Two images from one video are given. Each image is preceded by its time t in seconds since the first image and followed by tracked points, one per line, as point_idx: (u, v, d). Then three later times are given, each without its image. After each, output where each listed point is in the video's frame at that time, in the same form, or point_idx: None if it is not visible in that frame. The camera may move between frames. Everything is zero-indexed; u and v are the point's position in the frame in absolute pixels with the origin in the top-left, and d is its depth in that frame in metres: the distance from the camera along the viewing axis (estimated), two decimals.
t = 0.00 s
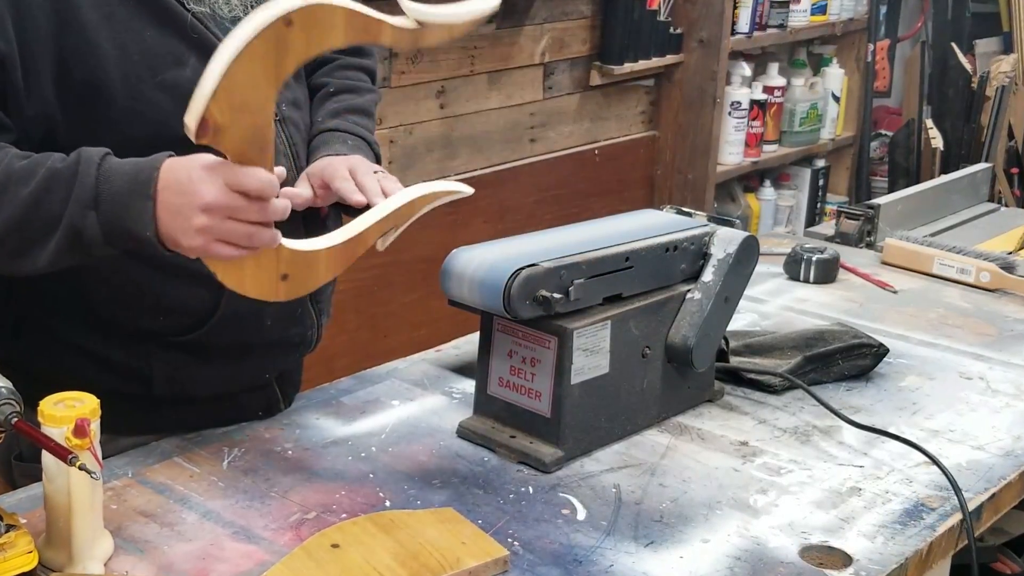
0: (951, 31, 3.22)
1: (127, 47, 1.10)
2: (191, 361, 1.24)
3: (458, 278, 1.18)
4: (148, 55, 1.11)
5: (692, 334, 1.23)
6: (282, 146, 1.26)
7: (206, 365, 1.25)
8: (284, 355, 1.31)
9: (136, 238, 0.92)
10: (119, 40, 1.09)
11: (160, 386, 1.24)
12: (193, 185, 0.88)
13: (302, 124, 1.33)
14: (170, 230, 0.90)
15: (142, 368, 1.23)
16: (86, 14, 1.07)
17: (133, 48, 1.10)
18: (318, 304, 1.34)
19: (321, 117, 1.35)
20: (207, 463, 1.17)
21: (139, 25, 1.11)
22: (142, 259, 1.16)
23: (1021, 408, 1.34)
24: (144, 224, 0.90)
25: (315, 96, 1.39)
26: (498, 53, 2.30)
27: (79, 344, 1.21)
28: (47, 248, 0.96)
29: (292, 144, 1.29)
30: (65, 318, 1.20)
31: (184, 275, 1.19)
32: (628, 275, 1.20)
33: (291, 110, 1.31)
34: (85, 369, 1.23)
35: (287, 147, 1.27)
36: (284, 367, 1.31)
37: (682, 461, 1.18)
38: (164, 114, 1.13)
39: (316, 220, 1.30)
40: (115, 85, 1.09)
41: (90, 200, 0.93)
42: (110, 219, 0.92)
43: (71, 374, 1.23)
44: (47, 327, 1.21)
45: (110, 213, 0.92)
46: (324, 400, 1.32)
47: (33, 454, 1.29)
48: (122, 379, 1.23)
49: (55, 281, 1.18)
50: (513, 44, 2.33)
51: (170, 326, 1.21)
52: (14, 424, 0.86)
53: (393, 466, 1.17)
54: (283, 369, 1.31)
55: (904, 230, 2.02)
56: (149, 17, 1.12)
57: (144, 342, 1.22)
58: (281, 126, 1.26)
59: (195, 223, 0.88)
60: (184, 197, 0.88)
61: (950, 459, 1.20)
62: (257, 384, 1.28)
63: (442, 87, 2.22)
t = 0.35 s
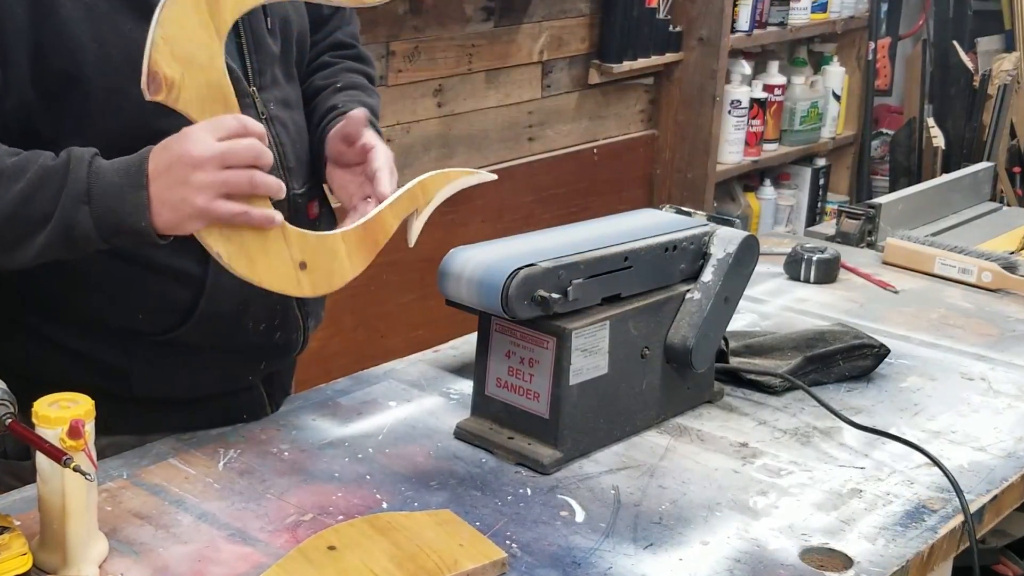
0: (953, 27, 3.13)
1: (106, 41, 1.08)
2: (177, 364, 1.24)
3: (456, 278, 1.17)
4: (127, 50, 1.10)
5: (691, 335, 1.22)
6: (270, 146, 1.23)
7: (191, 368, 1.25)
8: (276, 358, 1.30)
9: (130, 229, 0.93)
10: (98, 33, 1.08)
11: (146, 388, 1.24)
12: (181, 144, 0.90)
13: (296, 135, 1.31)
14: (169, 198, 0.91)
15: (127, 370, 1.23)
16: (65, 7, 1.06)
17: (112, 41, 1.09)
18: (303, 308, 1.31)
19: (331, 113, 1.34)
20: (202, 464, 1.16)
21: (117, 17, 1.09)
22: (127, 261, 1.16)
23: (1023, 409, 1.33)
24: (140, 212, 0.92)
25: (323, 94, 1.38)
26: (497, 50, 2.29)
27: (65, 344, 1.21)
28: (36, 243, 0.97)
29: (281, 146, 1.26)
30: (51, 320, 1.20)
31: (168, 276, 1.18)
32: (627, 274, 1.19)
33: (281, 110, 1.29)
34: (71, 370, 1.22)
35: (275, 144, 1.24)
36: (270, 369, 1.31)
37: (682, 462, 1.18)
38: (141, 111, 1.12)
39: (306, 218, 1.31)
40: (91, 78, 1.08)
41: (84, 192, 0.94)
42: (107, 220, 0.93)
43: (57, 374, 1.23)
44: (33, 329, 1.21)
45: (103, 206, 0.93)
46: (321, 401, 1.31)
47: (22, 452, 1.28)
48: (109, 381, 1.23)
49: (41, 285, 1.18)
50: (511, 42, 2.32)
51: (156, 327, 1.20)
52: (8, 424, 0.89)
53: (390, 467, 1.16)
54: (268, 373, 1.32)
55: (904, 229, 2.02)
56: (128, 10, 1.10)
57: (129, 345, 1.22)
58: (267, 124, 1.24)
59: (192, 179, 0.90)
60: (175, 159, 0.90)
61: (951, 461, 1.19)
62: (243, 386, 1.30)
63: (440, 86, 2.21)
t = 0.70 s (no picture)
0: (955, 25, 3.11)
1: (87, 31, 1.08)
2: (162, 356, 1.24)
3: (453, 279, 1.16)
4: (108, 41, 1.10)
5: (690, 335, 1.21)
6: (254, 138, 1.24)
7: (175, 363, 1.25)
8: (262, 355, 1.31)
9: (129, 201, 0.94)
10: (79, 20, 1.08)
11: (130, 385, 1.24)
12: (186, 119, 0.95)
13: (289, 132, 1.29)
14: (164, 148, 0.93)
15: (112, 366, 1.23)
16: None
17: (93, 29, 1.09)
18: (286, 305, 1.31)
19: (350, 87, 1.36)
20: (198, 466, 1.15)
21: (101, 8, 1.09)
22: (111, 254, 1.17)
23: None
24: (139, 181, 0.94)
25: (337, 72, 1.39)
26: (494, 49, 2.28)
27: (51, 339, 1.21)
28: (30, 224, 0.98)
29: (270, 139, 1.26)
30: (40, 313, 1.21)
31: (148, 269, 1.18)
32: (626, 275, 1.18)
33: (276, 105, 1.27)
34: (58, 365, 1.23)
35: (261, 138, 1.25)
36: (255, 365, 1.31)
37: (681, 464, 1.17)
38: (122, 103, 1.12)
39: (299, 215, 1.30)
40: (71, 66, 1.08)
41: (87, 163, 0.96)
42: (106, 196, 0.95)
43: (45, 367, 1.23)
44: (20, 321, 1.22)
45: (104, 179, 0.95)
46: (318, 402, 1.30)
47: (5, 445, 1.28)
48: (95, 375, 1.23)
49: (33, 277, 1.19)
50: (509, 40, 2.31)
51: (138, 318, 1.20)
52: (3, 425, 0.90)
53: (387, 469, 1.15)
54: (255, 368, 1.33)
55: (906, 228, 2.01)
56: None
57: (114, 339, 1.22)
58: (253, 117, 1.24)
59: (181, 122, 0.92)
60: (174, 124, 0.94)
61: (953, 462, 1.18)
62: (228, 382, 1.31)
63: (438, 84, 2.20)
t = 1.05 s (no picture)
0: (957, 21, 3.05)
1: (110, 8, 1.09)
2: (165, 330, 1.24)
3: (450, 280, 1.15)
4: (130, 18, 1.11)
5: (690, 336, 1.21)
6: (264, 124, 1.23)
7: (180, 337, 1.25)
8: (263, 335, 1.32)
9: (114, 208, 0.96)
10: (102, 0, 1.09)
11: (134, 358, 1.24)
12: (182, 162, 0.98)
13: (299, 121, 1.29)
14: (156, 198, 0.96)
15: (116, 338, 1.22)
16: None
17: (115, 8, 1.10)
18: (291, 286, 1.33)
19: (353, 111, 1.36)
20: (194, 467, 1.14)
21: None
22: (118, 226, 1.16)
23: None
24: (123, 190, 0.96)
25: (345, 87, 1.39)
26: (492, 47, 2.27)
27: (55, 309, 1.20)
28: (24, 207, 1.00)
29: (278, 127, 1.26)
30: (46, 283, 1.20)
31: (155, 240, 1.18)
32: (625, 275, 1.17)
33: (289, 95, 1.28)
34: (61, 334, 1.21)
35: (271, 127, 1.24)
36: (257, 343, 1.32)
37: (681, 465, 1.16)
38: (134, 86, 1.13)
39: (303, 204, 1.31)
40: (90, 43, 1.09)
41: (82, 160, 0.98)
42: (96, 193, 0.97)
43: (48, 337, 1.21)
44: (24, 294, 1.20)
45: (96, 178, 0.97)
46: (314, 403, 1.29)
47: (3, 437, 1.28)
48: (99, 347, 1.22)
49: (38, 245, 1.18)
50: (507, 38, 2.30)
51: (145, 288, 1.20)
52: None
53: (384, 470, 1.14)
54: (257, 348, 1.33)
55: (907, 228, 2.00)
56: None
57: (119, 312, 1.21)
58: (265, 106, 1.24)
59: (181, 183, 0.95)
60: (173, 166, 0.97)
61: (954, 464, 1.17)
62: (231, 359, 1.31)
63: (435, 83, 2.19)
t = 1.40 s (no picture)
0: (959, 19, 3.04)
1: None
2: (159, 314, 1.23)
3: (448, 279, 1.14)
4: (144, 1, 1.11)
5: (690, 336, 1.20)
6: (269, 114, 1.23)
7: (179, 323, 1.24)
8: (262, 324, 1.30)
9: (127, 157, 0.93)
10: None
11: (133, 344, 1.23)
12: (201, 110, 0.91)
13: (303, 114, 1.29)
14: (166, 159, 0.92)
15: (114, 323, 1.21)
16: None
17: None
18: (288, 277, 1.30)
19: (344, 105, 1.34)
20: (189, 469, 1.13)
21: None
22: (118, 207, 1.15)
23: None
24: (131, 139, 0.92)
25: (343, 84, 1.38)
26: (490, 45, 2.26)
27: (54, 291, 1.19)
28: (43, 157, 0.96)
29: (282, 119, 1.25)
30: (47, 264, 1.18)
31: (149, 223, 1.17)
32: (624, 274, 1.16)
33: (295, 88, 1.27)
34: (60, 316, 1.20)
35: (275, 118, 1.24)
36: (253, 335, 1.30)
37: (681, 467, 1.15)
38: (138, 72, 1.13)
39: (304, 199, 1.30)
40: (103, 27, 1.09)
41: (90, 111, 0.94)
42: (109, 134, 0.93)
43: (49, 320, 1.21)
44: (21, 271, 1.20)
45: (106, 121, 0.93)
46: (311, 404, 1.28)
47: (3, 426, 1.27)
48: (92, 329, 1.21)
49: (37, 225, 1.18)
50: (505, 36, 2.29)
51: (139, 269, 1.19)
52: None
53: (381, 471, 1.13)
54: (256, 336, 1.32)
55: (909, 227, 1.99)
56: None
57: (118, 295, 1.20)
58: (271, 98, 1.23)
59: (197, 157, 0.90)
60: (190, 123, 0.91)
61: (956, 466, 1.17)
62: (231, 347, 1.29)
63: (432, 81, 2.18)
